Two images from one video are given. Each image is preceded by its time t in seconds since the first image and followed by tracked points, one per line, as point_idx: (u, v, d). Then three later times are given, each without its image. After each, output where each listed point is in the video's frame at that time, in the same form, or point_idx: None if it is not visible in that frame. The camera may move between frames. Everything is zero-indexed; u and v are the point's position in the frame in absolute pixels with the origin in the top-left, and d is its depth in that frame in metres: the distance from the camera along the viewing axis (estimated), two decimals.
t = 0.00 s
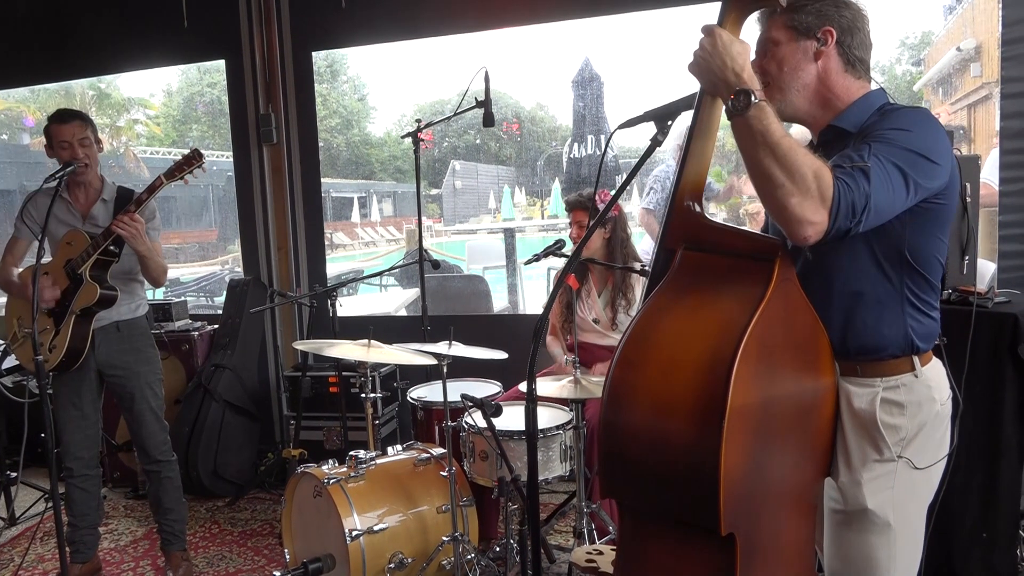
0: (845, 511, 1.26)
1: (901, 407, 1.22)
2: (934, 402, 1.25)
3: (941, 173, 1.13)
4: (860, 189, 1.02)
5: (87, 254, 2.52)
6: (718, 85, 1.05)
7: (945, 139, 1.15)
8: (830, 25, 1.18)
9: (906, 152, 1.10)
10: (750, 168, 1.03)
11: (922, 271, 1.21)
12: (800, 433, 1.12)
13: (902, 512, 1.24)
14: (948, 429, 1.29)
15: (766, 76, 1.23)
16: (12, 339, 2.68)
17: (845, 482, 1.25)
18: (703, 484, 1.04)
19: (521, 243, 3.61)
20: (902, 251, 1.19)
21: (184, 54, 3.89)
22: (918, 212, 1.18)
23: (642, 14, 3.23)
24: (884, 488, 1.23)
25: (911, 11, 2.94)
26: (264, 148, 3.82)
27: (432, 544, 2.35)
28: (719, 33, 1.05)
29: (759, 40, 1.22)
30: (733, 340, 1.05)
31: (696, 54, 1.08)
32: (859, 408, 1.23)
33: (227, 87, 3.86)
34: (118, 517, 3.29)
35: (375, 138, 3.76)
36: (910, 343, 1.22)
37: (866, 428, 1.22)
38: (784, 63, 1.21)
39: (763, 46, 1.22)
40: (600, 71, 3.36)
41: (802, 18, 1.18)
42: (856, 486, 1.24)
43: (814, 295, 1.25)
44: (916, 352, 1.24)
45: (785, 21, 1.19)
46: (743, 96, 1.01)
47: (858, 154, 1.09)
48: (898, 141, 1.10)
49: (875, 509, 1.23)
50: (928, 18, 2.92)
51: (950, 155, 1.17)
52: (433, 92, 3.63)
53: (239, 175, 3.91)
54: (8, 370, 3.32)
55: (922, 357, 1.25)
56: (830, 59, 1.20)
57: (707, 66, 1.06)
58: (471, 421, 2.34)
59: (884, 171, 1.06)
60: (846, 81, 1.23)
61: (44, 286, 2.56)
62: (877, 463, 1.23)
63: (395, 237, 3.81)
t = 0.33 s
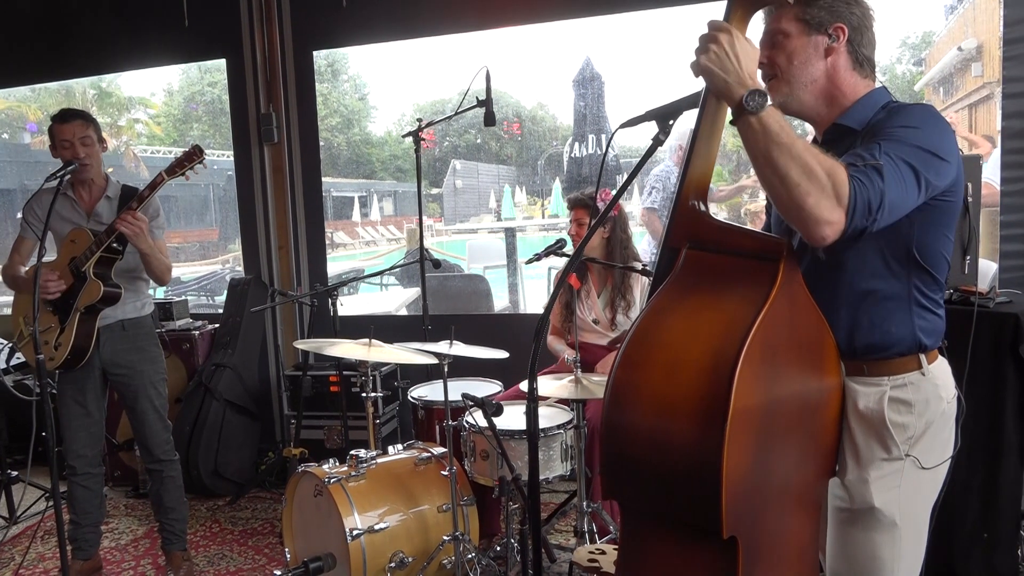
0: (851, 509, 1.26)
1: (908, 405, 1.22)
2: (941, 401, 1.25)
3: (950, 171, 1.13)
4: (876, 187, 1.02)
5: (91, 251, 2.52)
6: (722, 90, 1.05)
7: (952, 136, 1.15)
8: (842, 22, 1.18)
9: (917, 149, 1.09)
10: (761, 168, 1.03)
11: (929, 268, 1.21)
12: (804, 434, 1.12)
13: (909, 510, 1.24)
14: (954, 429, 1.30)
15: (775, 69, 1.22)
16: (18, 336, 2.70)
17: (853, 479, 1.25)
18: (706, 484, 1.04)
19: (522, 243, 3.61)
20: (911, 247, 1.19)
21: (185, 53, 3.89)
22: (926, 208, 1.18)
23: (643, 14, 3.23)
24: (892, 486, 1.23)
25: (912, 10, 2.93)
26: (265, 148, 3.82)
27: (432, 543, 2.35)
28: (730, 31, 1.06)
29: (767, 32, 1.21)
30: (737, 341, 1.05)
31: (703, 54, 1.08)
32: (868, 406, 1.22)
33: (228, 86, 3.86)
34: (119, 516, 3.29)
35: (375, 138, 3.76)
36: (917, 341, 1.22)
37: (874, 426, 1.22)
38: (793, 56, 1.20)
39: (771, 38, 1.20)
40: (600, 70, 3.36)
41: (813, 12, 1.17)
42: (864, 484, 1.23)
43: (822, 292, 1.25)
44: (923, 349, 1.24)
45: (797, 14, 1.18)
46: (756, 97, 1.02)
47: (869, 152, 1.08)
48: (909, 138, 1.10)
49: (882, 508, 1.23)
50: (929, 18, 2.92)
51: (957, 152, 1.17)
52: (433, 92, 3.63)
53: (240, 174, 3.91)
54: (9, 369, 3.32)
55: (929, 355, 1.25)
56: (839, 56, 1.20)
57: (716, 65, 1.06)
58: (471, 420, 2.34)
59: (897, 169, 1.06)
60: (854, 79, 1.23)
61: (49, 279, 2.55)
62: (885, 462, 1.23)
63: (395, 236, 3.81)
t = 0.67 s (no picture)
0: (854, 513, 1.26)
1: (912, 408, 1.23)
2: (944, 403, 1.25)
3: (956, 177, 1.13)
4: (881, 207, 1.02)
5: (92, 253, 2.53)
6: (726, 113, 1.05)
7: (957, 141, 1.15)
8: (850, 19, 1.19)
9: (922, 159, 1.09)
10: (768, 193, 1.03)
11: (933, 273, 1.22)
12: (809, 435, 1.12)
13: (912, 514, 1.24)
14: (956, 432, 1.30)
15: (781, 64, 1.23)
16: (17, 336, 2.70)
17: (855, 484, 1.25)
18: (713, 486, 1.04)
19: (524, 243, 3.60)
20: (915, 253, 1.20)
21: (187, 53, 3.90)
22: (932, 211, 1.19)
23: (644, 14, 3.23)
24: (895, 490, 1.24)
25: (914, 10, 2.93)
26: (267, 147, 3.82)
27: (433, 543, 2.35)
28: (734, 49, 1.05)
29: (778, 31, 1.22)
30: (744, 342, 1.05)
31: (706, 73, 1.07)
32: (871, 410, 1.22)
33: (230, 86, 3.86)
34: (120, 516, 3.29)
35: (377, 138, 3.76)
36: (922, 345, 1.23)
37: (877, 429, 1.21)
38: (799, 51, 1.20)
39: (781, 37, 1.22)
40: (602, 70, 3.36)
41: (822, 9, 1.19)
42: (867, 487, 1.23)
43: (823, 299, 1.24)
44: (927, 352, 1.24)
45: (806, 12, 1.19)
46: (759, 121, 1.03)
47: (872, 169, 1.08)
48: (913, 148, 1.10)
49: (885, 511, 1.23)
50: (931, 18, 2.91)
51: (962, 156, 1.17)
52: (434, 92, 3.63)
53: (242, 174, 3.91)
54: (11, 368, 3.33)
55: (934, 358, 1.26)
56: (846, 52, 1.20)
57: (721, 86, 1.06)
58: (473, 420, 2.34)
59: (902, 183, 1.06)
60: (860, 76, 1.23)
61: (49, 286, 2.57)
62: (889, 465, 1.23)
63: (397, 236, 3.82)
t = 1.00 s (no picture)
0: (854, 514, 1.26)
1: (911, 409, 1.22)
2: (943, 404, 1.25)
3: (952, 179, 1.13)
4: (877, 209, 1.02)
5: (93, 254, 2.53)
6: (726, 113, 1.05)
7: (952, 142, 1.15)
8: (840, 21, 1.18)
9: (917, 161, 1.09)
10: (766, 194, 1.03)
11: (930, 274, 1.22)
12: (809, 435, 1.12)
13: (911, 515, 1.24)
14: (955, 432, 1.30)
15: (773, 70, 1.23)
16: (17, 337, 2.70)
17: (855, 485, 1.25)
18: (713, 486, 1.04)
19: (524, 243, 3.60)
20: (912, 255, 1.20)
21: (187, 54, 3.90)
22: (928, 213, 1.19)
23: (644, 14, 3.24)
24: (895, 490, 1.23)
25: (914, 10, 2.93)
26: (267, 148, 3.82)
27: (434, 543, 2.35)
28: (733, 50, 1.05)
29: (768, 36, 1.22)
30: (744, 341, 1.05)
31: (705, 73, 1.07)
32: (870, 410, 1.22)
33: (230, 86, 3.86)
34: (121, 516, 3.30)
35: (377, 138, 3.76)
36: (920, 346, 1.23)
37: (877, 431, 1.21)
38: (791, 57, 1.20)
39: (771, 41, 1.22)
40: (602, 70, 3.36)
41: (811, 12, 1.18)
42: (866, 489, 1.23)
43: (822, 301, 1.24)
44: (925, 353, 1.24)
45: (795, 15, 1.19)
46: (758, 121, 1.02)
47: (868, 170, 1.08)
48: (908, 150, 1.10)
49: (885, 512, 1.23)
50: (931, 18, 2.91)
51: (958, 157, 1.17)
52: (434, 92, 3.63)
53: (242, 175, 3.91)
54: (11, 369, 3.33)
55: (932, 358, 1.26)
56: (839, 57, 1.20)
57: (718, 87, 1.05)
58: (473, 420, 2.35)
59: (897, 185, 1.06)
60: (854, 78, 1.23)
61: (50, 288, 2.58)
62: (889, 466, 1.23)
63: (397, 236, 3.82)
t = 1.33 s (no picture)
0: (848, 514, 1.26)
1: (903, 409, 1.22)
2: (935, 403, 1.25)
3: (943, 178, 1.13)
4: (869, 205, 1.02)
5: (96, 254, 2.54)
6: (708, 115, 1.06)
7: (945, 142, 1.15)
8: (834, 22, 1.19)
9: (909, 160, 1.09)
10: (752, 193, 1.03)
11: (922, 274, 1.22)
12: (800, 435, 1.12)
13: (906, 514, 1.24)
14: (949, 432, 1.29)
15: (768, 69, 1.23)
16: (19, 336, 2.70)
17: (848, 485, 1.25)
18: (704, 486, 1.04)
19: (523, 243, 3.60)
20: (904, 254, 1.20)
21: (186, 54, 3.90)
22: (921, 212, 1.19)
23: (642, 14, 3.24)
24: (887, 491, 1.24)
25: (913, 10, 2.93)
26: (266, 149, 3.83)
27: (433, 543, 2.35)
28: (712, 53, 1.05)
29: (763, 37, 1.23)
30: (734, 341, 1.05)
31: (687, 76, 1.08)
32: (861, 411, 1.23)
33: (229, 87, 3.86)
34: (120, 517, 3.30)
35: (376, 139, 3.76)
36: (911, 346, 1.23)
37: (868, 430, 1.22)
38: (785, 56, 1.21)
39: (767, 41, 1.22)
40: (601, 70, 3.36)
41: (805, 13, 1.19)
42: (859, 489, 1.24)
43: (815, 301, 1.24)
44: (917, 354, 1.24)
45: (790, 17, 1.20)
46: (737, 123, 1.02)
47: (862, 166, 1.08)
48: (900, 149, 1.10)
49: (878, 513, 1.23)
50: (930, 17, 2.91)
51: (951, 157, 1.17)
52: (434, 92, 3.63)
53: (241, 175, 3.91)
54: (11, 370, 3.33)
55: (924, 358, 1.25)
56: (832, 56, 1.20)
57: (700, 88, 1.07)
58: (472, 421, 2.35)
59: (889, 182, 1.06)
60: (847, 78, 1.23)
61: (53, 287, 2.58)
62: (880, 466, 1.23)
63: (397, 237, 3.82)
